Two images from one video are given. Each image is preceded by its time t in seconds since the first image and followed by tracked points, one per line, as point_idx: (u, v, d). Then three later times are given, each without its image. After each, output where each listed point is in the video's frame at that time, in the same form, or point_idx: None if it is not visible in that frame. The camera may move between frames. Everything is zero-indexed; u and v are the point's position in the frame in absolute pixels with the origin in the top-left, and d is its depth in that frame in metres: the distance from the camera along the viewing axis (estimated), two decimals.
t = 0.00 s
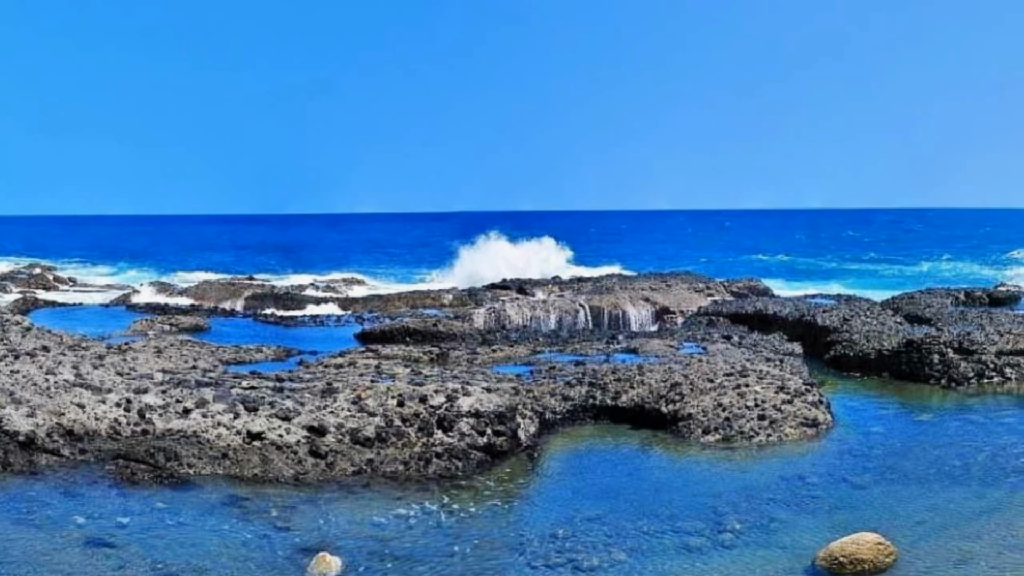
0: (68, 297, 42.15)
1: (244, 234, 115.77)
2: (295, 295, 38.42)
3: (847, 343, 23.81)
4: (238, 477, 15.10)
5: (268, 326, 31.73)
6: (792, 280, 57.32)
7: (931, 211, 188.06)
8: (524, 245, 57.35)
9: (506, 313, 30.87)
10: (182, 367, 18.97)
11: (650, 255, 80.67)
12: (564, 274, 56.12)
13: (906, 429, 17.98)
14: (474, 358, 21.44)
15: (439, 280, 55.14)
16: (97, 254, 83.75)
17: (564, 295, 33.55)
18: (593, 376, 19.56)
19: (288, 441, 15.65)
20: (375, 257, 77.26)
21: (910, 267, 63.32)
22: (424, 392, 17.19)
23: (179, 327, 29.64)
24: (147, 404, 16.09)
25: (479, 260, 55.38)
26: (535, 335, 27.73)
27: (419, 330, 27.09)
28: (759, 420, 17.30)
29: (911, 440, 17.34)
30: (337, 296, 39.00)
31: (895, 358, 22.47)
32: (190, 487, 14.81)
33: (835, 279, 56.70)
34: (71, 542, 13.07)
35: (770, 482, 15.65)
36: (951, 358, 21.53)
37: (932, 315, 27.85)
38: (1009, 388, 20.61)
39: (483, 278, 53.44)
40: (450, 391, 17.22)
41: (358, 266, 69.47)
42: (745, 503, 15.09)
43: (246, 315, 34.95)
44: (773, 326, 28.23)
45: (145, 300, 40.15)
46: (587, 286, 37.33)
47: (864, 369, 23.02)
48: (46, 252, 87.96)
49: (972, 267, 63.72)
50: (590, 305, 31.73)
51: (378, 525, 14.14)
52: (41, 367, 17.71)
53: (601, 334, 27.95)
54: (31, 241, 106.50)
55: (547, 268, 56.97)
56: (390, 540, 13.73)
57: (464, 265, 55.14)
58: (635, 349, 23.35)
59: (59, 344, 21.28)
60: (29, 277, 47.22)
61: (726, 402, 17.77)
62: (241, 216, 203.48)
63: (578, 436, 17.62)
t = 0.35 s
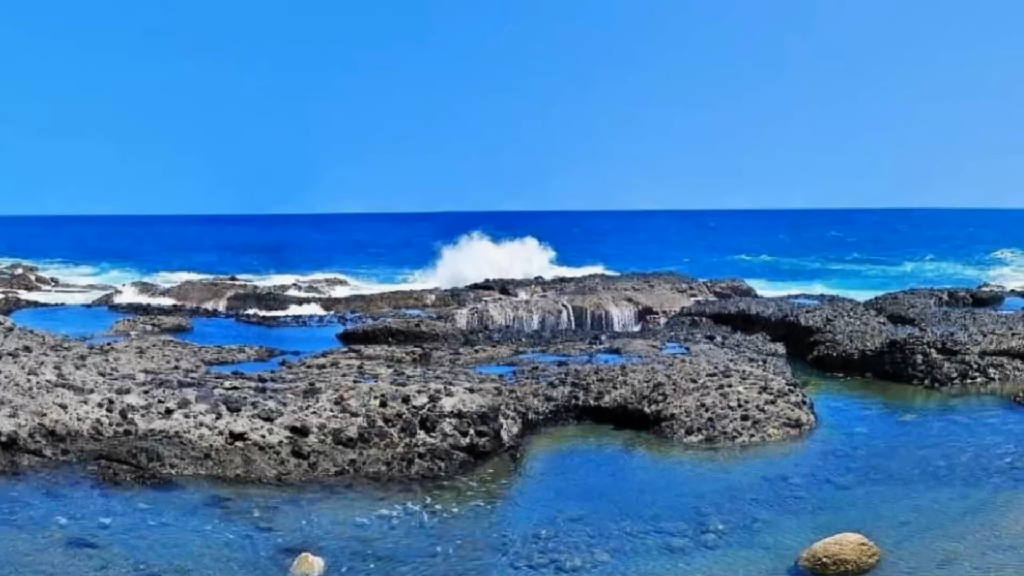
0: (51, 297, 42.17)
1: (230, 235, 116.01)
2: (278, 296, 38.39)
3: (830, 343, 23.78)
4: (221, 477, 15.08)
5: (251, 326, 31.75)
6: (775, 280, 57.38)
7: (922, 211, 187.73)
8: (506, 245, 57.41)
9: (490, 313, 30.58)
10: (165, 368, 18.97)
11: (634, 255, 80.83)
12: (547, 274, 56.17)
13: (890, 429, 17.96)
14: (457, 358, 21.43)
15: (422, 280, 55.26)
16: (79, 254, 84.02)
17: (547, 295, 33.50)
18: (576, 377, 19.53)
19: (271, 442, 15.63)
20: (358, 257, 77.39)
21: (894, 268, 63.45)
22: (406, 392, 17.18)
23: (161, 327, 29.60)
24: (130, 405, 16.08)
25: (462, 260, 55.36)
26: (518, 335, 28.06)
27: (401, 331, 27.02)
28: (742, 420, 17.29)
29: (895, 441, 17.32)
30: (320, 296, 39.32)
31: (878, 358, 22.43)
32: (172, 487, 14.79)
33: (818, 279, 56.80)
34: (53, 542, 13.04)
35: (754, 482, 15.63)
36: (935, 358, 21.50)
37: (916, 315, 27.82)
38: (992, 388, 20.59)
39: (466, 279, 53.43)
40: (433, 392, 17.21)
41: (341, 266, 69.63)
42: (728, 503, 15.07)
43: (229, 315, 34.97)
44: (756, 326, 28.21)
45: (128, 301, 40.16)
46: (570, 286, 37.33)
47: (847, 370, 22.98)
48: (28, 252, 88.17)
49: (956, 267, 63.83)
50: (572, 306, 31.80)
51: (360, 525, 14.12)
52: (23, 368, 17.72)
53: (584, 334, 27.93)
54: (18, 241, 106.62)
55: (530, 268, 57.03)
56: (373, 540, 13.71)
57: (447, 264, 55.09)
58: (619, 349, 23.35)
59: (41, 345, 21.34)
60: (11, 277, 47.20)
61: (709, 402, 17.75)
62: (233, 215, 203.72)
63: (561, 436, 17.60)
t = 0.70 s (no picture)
0: (34, 297, 42.16)
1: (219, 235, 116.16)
2: (262, 296, 38.34)
3: (815, 344, 23.76)
4: (204, 478, 15.05)
5: (235, 326, 31.74)
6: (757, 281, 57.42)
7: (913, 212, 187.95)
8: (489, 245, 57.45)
9: (473, 313, 30.64)
10: (149, 368, 18.97)
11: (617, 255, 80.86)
12: (531, 275, 56.19)
13: (874, 430, 17.95)
14: (441, 359, 21.41)
15: (405, 280, 55.40)
16: (63, 254, 84.16)
17: (531, 296, 33.47)
18: (560, 377, 19.51)
19: (254, 442, 15.62)
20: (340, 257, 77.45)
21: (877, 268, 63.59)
22: (390, 392, 17.18)
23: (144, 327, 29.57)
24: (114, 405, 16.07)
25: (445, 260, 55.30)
26: (502, 335, 28.07)
27: (385, 331, 26.98)
28: (727, 421, 17.27)
29: (879, 441, 17.31)
30: (304, 296, 39.37)
31: (862, 359, 22.40)
32: (156, 488, 14.75)
33: (802, 279, 56.87)
34: (36, 543, 13.01)
35: (738, 483, 15.61)
36: (919, 359, 21.51)
37: (900, 315, 27.82)
38: (977, 388, 20.58)
39: (450, 279, 53.37)
40: (417, 392, 17.21)
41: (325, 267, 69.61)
42: (712, 504, 15.05)
43: (213, 316, 34.97)
44: (740, 326, 28.19)
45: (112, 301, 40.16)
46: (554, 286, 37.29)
47: (832, 370, 22.95)
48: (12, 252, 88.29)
49: (941, 267, 63.90)
50: (557, 306, 31.61)
51: (344, 526, 14.10)
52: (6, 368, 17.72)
53: (568, 335, 27.87)
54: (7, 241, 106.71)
55: (514, 269, 57.07)
56: (357, 541, 13.69)
57: (431, 265, 54.97)
58: (603, 350, 23.34)
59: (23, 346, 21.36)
60: None
61: (694, 403, 17.74)
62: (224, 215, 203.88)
63: (545, 436, 17.58)
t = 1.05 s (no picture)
0: (17, 297, 42.12)
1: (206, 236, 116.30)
2: (244, 296, 38.30)
3: (798, 344, 23.74)
4: (187, 478, 15.03)
5: (217, 326, 31.73)
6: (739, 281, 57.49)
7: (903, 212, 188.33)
8: (472, 245, 57.56)
9: (456, 313, 30.63)
10: (131, 369, 18.96)
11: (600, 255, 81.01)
12: (514, 274, 56.26)
13: (857, 430, 17.94)
14: (424, 359, 21.38)
15: (388, 280, 55.50)
16: (45, 254, 84.35)
17: (514, 296, 33.38)
18: (542, 378, 19.48)
19: (237, 443, 15.60)
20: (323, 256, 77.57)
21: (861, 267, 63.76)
22: (373, 393, 17.16)
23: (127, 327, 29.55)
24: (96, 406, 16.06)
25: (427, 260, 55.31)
26: (485, 335, 28.39)
27: (368, 332, 26.98)
28: (710, 421, 17.26)
29: (862, 442, 17.29)
30: (285, 296, 39.64)
31: (846, 359, 22.37)
32: (138, 488, 14.73)
33: (784, 279, 56.98)
34: (17, 544, 12.97)
35: (721, 483, 15.60)
36: (902, 359, 21.51)
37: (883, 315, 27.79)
38: (960, 388, 20.59)
39: (432, 279, 53.39)
40: (400, 393, 17.20)
41: (308, 267, 69.66)
42: (695, 504, 15.03)
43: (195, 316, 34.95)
44: (723, 326, 28.17)
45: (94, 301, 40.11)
46: (537, 286, 37.26)
47: (815, 370, 22.93)
48: None
49: (924, 267, 63.97)
50: (539, 306, 31.67)
51: (327, 526, 14.08)
52: None
53: (552, 335, 27.85)
54: None
55: (496, 269, 57.15)
56: (339, 541, 13.68)
57: (413, 265, 54.93)
58: (586, 350, 23.30)
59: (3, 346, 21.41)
60: None
61: (676, 403, 17.74)
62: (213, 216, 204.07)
63: (528, 437, 17.56)
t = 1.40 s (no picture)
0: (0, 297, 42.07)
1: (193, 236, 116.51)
2: (228, 296, 38.27)
3: (782, 345, 23.72)
4: (170, 479, 15.02)
5: (201, 326, 31.74)
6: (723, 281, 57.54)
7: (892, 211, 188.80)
8: (456, 245, 57.67)
9: (440, 313, 30.62)
10: (115, 369, 18.95)
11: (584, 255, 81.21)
12: (499, 274, 56.36)
13: (842, 430, 17.91)
14: (408, 359, 21.36)
15: (372, 280, 55.46)
16: (29, 254, 84.57)
17: (498, 297, 33.33)
18: (526, 378, 19.44)
19: (221, 443, 15.58)
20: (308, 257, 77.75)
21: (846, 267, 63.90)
22: (357, 393, 17.14)
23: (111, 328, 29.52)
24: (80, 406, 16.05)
25: (411, 260, 55.37)
26: (469, 335, 28.56)
27: (351, 332, 26.96)
28: (694, 421, 17.24)
29: (847, 442, 17.27)
30: (268, 296, 39.70)
31: (830, 359, 22.35)
32: (121, 489, 14.72)
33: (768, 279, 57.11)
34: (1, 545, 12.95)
35: (705, 484, 15.57)
36: (887, 359, 21.51)
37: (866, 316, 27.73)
38: (945, 389, 20.64)
39: (416, 279, 53.46)
40: (384, 393, 17.18)
41: (293, 267, 69.84)
42: (680, 505, 15.00)
43: (179, 316, 34.94)
44: (707, 327, 28.13)
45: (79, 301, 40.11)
46: (521, 286, 37.29)
47: (799, 371, 22.91)
48: None
49: (908, 268, 64.02)
50: (523, 307, 31.65)
51: (310, 527, 14.06)
52: None
53: (536, 335, 27.83)
54: None
55: (480, 269, 57.24)
56: (323, 542, 13.65)
57: (397, 265, 54.90)
58: (570, 350, 23.17)
59: None
60: None
61: (661, 404, 17.72)
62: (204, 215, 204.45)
63: (512, 437, 17.55)
